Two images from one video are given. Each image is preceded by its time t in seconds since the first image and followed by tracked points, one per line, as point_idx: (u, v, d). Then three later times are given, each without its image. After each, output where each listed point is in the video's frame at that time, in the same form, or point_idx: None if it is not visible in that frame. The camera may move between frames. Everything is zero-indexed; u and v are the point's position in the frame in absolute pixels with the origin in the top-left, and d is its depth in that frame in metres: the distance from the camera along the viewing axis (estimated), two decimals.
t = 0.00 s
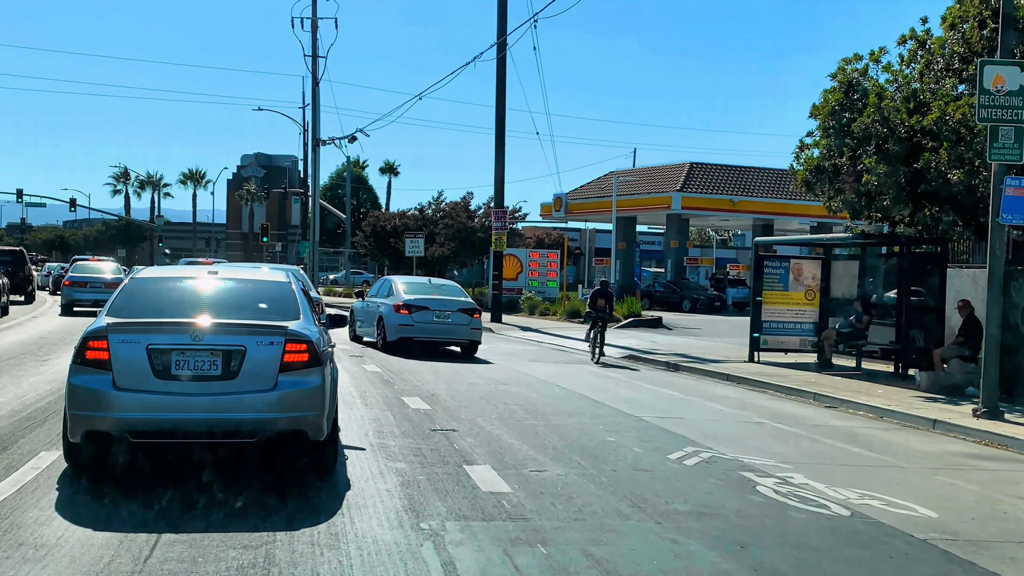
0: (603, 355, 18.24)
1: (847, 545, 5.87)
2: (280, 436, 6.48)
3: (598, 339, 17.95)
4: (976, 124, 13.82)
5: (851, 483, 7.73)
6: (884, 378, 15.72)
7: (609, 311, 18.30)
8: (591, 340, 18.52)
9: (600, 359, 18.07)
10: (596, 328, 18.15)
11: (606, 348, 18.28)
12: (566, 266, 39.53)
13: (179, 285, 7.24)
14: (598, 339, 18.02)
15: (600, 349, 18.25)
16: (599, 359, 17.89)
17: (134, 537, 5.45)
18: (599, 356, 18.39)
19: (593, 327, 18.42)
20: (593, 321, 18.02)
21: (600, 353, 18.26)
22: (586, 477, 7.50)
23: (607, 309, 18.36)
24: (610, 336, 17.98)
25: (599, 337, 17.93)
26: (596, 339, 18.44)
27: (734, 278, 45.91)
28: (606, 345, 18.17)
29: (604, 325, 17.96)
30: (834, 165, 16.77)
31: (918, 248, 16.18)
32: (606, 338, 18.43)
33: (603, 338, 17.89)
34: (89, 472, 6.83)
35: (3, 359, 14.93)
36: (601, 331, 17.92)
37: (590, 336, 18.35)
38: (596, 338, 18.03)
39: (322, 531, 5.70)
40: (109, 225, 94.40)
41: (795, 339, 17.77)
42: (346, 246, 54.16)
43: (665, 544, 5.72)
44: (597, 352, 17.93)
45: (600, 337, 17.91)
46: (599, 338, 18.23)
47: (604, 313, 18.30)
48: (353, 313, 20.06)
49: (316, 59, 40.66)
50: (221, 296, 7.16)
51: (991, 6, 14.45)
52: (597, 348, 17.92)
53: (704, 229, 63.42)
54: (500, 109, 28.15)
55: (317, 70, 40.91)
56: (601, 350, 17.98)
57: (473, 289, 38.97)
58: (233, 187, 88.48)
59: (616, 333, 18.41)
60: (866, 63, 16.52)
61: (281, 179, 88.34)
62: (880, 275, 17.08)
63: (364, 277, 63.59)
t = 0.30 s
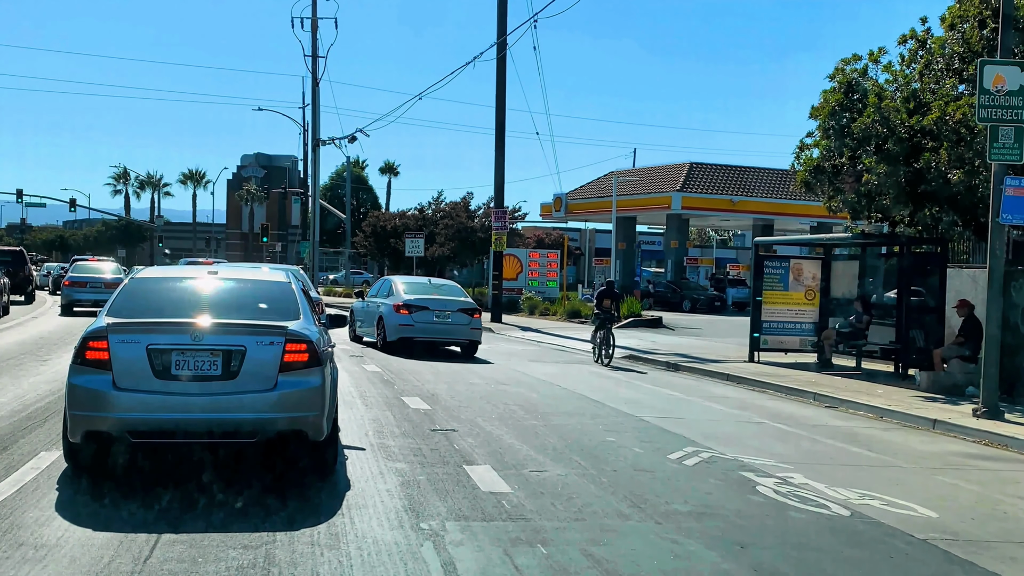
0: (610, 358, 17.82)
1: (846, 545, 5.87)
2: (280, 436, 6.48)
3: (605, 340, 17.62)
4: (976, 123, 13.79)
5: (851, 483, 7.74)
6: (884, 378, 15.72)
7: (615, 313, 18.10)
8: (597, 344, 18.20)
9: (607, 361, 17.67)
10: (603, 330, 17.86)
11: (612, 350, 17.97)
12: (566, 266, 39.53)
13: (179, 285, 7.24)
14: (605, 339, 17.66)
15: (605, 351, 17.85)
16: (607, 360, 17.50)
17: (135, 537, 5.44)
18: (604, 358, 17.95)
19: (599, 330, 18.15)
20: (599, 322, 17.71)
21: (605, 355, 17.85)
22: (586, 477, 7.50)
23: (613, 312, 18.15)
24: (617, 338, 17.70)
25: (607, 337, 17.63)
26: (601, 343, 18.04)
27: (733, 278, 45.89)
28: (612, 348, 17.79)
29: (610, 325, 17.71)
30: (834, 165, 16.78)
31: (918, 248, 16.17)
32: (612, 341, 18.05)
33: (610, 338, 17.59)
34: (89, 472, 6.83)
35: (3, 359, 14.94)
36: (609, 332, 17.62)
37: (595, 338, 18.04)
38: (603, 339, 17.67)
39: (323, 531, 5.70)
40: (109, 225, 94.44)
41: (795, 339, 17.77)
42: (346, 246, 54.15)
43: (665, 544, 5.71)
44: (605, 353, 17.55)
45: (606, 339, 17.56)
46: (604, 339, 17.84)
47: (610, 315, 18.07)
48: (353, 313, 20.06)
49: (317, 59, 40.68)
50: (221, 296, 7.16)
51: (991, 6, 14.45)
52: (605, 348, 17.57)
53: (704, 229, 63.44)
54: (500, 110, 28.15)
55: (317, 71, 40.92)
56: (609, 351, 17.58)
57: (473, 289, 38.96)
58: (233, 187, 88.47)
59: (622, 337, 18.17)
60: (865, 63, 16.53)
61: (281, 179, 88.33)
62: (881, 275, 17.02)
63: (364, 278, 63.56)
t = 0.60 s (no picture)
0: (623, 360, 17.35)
1: (846, 545, 5.87)
2: (280, 436, 6.48)
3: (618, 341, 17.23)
4: (976, 124, 13.79)
5: (851, 484, 7.73)
6: (884, 379, 15.72)
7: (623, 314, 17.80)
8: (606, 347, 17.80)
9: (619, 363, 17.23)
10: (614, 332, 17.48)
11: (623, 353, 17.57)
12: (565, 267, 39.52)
13: (179, 285, 7.24)
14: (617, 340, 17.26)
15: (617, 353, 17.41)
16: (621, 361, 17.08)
17: (135, 538, 5.44)
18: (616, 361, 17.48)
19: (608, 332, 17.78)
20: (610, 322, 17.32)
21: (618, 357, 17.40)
22: (586, 477, 7.49)
23: (621, 314, 17.85)
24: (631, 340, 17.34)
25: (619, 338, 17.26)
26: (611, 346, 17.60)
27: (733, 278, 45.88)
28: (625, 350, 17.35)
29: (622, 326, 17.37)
30: (834, 165, 16.79)
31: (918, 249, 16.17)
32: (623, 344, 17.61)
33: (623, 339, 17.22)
34: (89, 473, 6.82)
35: (3, 360, 14.94)
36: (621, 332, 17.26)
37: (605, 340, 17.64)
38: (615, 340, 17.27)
39: (323, 531, 5.70)
40: (109, 226, 94.45)
41: (795, 340, 17.77)
42: (346, 246, 54.13)
43: (665, 545, 5.71)
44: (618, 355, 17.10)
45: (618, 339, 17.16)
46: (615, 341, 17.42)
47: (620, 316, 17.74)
48: (353, 313, 20.05)
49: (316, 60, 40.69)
50: (220, 296, 7.16)
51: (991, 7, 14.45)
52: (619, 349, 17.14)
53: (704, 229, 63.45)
54: (500, 110, 28.16)
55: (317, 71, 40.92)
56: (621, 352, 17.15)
57: (473, 289, 38.95)
58: (233, 187, 88.45)
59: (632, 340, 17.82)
60: (865, 64, 16.54)
61: (280, 180, 88.32)
62: (880, 276, 16.99)
63: (364, 278, 63.53)
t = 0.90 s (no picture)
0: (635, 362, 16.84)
1: (846, 546, 5.87)
2: (280, 437, 6.48)
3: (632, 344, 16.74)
4: (976, 124, 13.79)
5: (851, 484, 7.73)
6: (884, 379, 15.73)
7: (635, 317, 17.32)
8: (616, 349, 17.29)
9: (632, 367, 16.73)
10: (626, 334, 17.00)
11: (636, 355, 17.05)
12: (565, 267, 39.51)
13: (179, 286, 7.23)
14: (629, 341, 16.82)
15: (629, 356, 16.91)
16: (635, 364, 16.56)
17: (134, 538, 5.44)
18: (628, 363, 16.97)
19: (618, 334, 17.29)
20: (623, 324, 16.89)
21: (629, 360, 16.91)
22: (586, 478, 7.49)
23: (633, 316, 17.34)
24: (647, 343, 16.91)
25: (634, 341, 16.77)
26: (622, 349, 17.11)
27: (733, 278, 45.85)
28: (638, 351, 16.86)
29: (635, 328, 16.92)
30: (834, 166, 16.79)
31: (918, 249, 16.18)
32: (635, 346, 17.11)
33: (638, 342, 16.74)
34: (89, 473, 6.82)
35: (3, 360, 14.94)
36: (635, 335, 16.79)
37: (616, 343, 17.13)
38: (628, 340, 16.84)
39: (323, 532, 5.69)
40: (109, 226, 94.53)
41: (794, 340, 17.77)
42: (346, 247, 54.12)
43: (664, 545, 5.71)
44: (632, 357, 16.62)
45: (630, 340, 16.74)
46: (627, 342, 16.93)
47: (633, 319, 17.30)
48: (353, 313, 20.06)
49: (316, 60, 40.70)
50: (220, 296, 7.16)
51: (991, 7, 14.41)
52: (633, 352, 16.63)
53: (704, 229, 63.45)
54: (500, 110, 28.16)
55: (317, 71, 40.92)
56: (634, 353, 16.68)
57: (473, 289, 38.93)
58: (233, 188, 88.45)
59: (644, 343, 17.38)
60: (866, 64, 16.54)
61: (280, 180, 88.34)
62: (880, 276, 16.98)
63: (364, 279, 63.53)
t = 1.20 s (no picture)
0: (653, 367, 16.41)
1: (846, 546, 5.87)
2: (280, 437, 6.49)
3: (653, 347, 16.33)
4: (976, 125, 13.77)
5: (850, 484, 7.73)
6: (884, 379, 15.72)
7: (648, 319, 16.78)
8: (629, 352, 16.80)
9: (652, 371, 16.28)
10: (643, 337, 16.53)
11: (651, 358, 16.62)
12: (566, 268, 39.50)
13: (179, 286, 7.23)
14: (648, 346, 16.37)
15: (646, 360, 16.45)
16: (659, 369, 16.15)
17: (134, 538, 5.44)
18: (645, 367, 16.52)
19: (632, 337, 16.80)
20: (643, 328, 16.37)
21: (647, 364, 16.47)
22: (586, 478, 7.48)
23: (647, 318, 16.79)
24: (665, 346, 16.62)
25: (653, 345, 16.37)
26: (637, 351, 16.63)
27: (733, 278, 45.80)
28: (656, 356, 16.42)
29: (652, 332, 16.47)
30: (834, 166, 16.79)
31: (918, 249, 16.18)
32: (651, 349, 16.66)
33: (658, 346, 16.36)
34: (89, 473, 6.82)
35: (3, 361, 14.93)
36: (656, 338, 16.41)
37: (631, 346, 16.63)
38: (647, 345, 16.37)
39: (323, 532, 5.69)
40: (108, 227, 94.56)
41: (795, 340, 17.75)
42: (346, 247, 54.09)
43: (664, 545, 5.71)
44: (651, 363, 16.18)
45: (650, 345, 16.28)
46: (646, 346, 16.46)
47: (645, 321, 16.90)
48: (353, 313, 20.05)
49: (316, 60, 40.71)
50: (220, 297, 7.15)
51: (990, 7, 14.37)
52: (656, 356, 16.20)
53: (705, 230, 63.44)
54: (500, 111, 28.16)
55: (317, 71, 40.92)
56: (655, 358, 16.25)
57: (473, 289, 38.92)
58: (233, 188, 88.42)
59: (656, 346, 17.05)
60: (865, 64, 16.55)
61: (280, 180, 88.32)
62: (880, 277, 16.97)
63: (363, 279, 63.48)
